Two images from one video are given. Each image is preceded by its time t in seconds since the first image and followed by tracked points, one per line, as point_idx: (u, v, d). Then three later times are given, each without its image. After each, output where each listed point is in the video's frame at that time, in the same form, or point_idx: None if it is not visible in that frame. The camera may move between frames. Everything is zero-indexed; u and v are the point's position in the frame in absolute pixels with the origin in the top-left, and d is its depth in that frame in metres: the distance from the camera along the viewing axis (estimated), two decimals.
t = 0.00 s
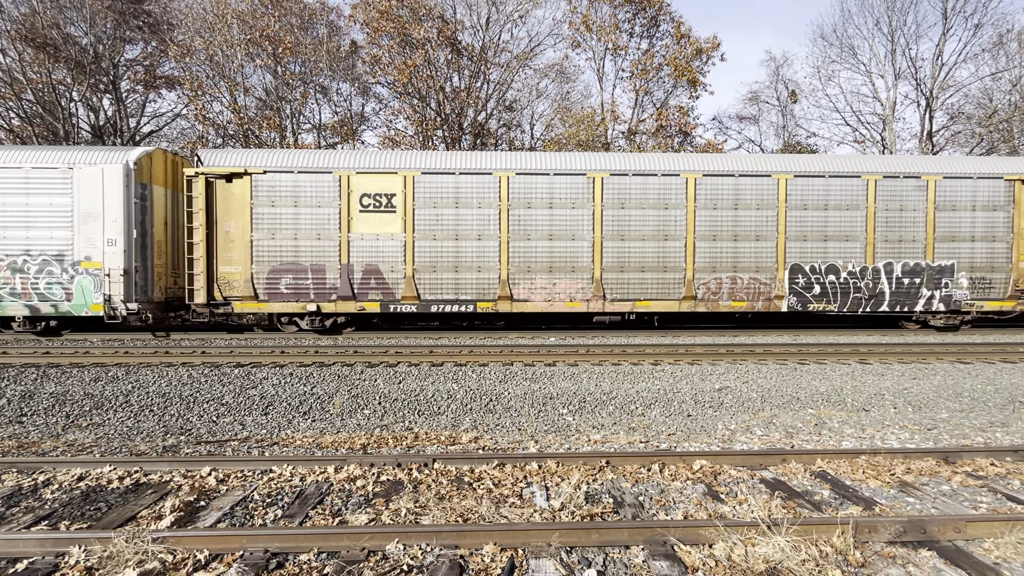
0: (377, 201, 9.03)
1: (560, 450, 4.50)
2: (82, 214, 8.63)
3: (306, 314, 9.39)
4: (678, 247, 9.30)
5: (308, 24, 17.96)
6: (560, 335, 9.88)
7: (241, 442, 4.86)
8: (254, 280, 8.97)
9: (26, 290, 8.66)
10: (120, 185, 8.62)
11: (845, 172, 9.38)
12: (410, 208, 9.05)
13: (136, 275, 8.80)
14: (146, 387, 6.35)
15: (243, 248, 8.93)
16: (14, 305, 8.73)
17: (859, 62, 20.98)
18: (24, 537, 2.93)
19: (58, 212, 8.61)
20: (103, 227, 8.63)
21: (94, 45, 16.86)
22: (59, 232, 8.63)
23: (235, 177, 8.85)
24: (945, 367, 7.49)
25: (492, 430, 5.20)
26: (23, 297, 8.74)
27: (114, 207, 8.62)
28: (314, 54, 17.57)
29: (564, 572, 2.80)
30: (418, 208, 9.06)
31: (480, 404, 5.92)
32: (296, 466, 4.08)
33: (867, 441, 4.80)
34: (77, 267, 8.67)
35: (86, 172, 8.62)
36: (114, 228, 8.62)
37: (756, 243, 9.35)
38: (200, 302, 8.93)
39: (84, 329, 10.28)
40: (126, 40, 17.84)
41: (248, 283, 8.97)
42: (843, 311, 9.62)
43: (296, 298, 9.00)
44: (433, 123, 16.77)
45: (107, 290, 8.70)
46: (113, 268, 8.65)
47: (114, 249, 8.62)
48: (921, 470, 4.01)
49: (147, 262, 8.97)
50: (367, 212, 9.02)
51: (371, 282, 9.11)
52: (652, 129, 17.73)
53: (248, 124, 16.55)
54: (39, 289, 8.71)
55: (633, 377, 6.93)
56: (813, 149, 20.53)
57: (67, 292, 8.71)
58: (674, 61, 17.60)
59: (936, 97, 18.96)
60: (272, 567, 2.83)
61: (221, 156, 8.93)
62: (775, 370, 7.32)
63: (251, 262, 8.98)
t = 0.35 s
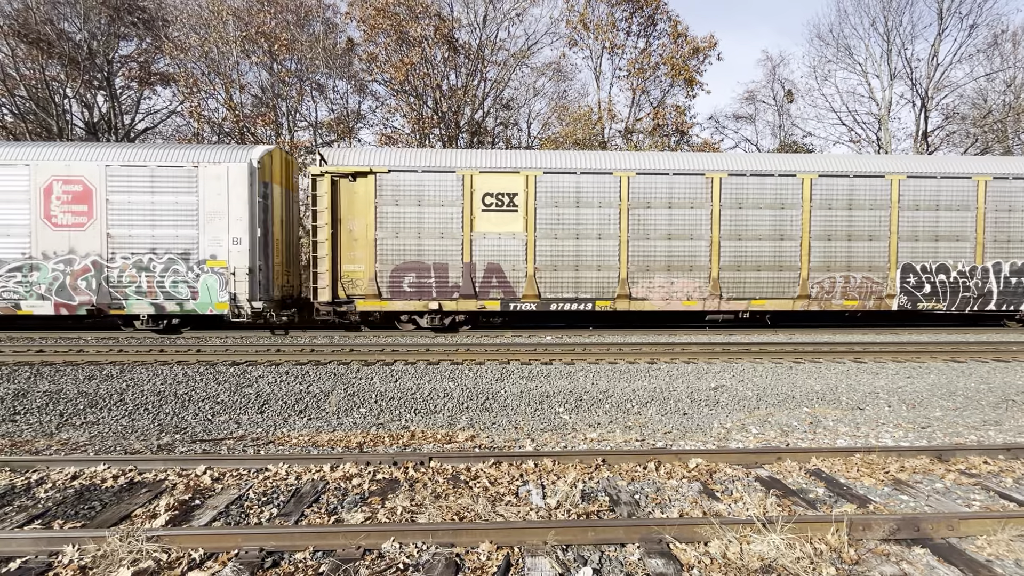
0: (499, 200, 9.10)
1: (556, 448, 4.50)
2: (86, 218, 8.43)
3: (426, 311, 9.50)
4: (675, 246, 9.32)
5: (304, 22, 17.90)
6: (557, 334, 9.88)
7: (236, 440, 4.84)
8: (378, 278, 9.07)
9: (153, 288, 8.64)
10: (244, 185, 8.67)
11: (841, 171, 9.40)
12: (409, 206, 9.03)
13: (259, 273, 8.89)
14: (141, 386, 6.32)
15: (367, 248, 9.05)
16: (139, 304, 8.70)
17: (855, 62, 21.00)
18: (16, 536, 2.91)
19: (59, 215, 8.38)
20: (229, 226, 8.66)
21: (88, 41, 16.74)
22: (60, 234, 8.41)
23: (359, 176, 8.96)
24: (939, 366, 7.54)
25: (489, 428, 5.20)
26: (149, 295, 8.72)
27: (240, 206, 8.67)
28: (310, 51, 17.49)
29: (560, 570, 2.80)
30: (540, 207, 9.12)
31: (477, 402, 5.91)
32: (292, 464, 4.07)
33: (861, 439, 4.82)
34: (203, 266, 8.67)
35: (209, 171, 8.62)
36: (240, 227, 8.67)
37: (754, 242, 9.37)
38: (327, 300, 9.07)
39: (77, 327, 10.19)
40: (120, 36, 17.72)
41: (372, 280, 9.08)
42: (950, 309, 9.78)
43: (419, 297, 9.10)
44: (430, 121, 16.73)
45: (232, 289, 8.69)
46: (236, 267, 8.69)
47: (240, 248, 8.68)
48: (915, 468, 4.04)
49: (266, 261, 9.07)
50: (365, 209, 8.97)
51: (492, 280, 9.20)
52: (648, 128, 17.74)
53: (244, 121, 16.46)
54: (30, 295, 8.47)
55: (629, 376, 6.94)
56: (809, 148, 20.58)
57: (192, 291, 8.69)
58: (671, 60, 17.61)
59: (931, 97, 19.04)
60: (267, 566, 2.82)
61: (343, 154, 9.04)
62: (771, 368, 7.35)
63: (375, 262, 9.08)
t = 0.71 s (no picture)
0: (621, 201, 9.31)
1: (554, 448, 4.50)
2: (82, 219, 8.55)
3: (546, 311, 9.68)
4: (672, 245, 9.36)
5: (301, 20, 17.86)
6: (555, 333, 9.88)
7: (233, 440, 4.83)
8: (501, 277, 9.28)
9: (279, 287, 8.89)
10: (370, 185, 8.93)
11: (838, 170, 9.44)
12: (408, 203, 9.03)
13: (382, 273, 9.16)
14: (137, 384, 6.30)
15: (491, 248, 9.25)
16: (266, 302, 8.96)
17: (852, 62, 21.04)
18: (12, 536, 2.90)
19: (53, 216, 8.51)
20: (355, 225, 8.92)
21: (84, 38, 16.66)
22: (146, 234, 8.62)
23: (484, 177, 9.19)
24: (935, 366, 7.55)
25: (486, 427, 5.20)
26: (275, 293, 8.98)
27: (366, 206, 8.93)
28: (307, 49, 17.44)
29: (558, 569, 2.81)
30: (660, 208, 9.29)
31: (474, 402, 5.90)
32: (289, 464, 4.06)
33: (857, 438, 4.84)
34: (330, 265, 8.92)
35: (338, 171, 8.88)
36: (366, 226, 8.93)
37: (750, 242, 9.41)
38: (451, 300, 9.29)
39: (72, 327, 10.10)
40: (116, 34, 17.63)
41: (495, 280, 9.29)
42: None
43: (542, 296, 9.30)
44: (428, 120, 16.68)
45: (359, 288, 8.97)
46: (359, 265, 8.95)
47: (366, 247, 8.94)
48: (911, 467, 4.05)
49: (388, 261, 9.35)
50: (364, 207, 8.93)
51: (614, 280, 9.41)
52: (646, 127, 17.75)
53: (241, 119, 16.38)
54: (106, 294, 8.68)
55: (627, 375, 6.94)
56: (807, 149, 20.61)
57: (320, 290, 8.96)
58: (669, 59, 17.62)
59: (928, 97, 19.09)
60: (264, 565, 2.81)
61: (468, 155, 9.29)
62: (768, 368, 7.36)
63: (498, 262, 9.28)
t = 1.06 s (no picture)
0: (740, 202, 9.44)
1: (553, 447, 4.50)
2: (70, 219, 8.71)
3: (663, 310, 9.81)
4: (676, 245, 9.39)
5: (300, 19, 17.85)
6: (554, 333, 9.89)
7: (232, 439, 4.82)
8: (623, 277, 9.41)
9: (406, 286, 9.19)
10: (494, 186, 9.27)
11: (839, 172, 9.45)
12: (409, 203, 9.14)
13: (506, 273, 9.42)
14: (135, 384, 6.28)
15: (612, 248, 9.39)
16: (392, 301, 9.25)
17: (851, 62, 21.05)
18: (10, 535, 2.89)
19: (141, 214, 8.80)
20: (481, 225, 9.23)
21: (82, 37, 16.62)
22: (275, 234, 8.98)
23: (607, 179, 9.34)
24: (932, 366, 7.57)
25: (485, 427, 5.20)
26: (401, 293, 9.29)
27: (491, 206, 9.23)
28: (306, 48, 17.43)
29: (557, 569, 2.81)
30: (779, 209, 9.42)
31: (473, 401, 5.90)
32: (288, 463, 4.06)
33: (856, 438, 4.85)
34: (454, 265, 9.22)
35: (464, 172, 9.21)
36: (490, 226, 9.25)
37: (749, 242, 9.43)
38: (572, 299, 9.52)
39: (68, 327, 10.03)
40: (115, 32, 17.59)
41: (617, 280, 9.42)
42: None
43: (662, 296, 9.43)
44: (427, 119, 16.66)
45: (484, 287, 9.27)
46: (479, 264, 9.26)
47: (491, 247, 9.26)
48: (909, 467, 4.06)
49: (510, 261, 9.59)
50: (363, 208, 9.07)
51: (732, 280, 9.52)
52: (645, 127, 17.76)
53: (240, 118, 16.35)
54: (235, 294, 9.00)
55: (626, 375, 6.94)
56: (805, 149, 20.63)
57: (445, 290, 9.25)
58: (668, 59, 17.62)
59: (926, 98, 19.12)
60: (264, 565, 2.81)
61: (589, 157, 9.51)
62: (766, 368, 7.36)
63: (620, 261, 9.42)
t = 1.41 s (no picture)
0: (862, 204, 9.51)
1: (553, 448, 4.50)
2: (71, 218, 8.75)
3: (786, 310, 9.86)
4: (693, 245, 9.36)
5: (301, 19, 17.86)
6: (555, 333, 9.90)
7: (232, 439, 4.82)
8: (748, 278, 9.48)
9: (537, 287, 9.32)
10: (625, 187, 9.37)
11: (838, 171, 9.49)
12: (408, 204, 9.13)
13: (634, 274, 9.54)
14: (136, 384, 6.28)
15: (737, 249, 9.47)
16: (523, 302, 9.37)
17: (851, 62, 21.06)
18: (10, 536, 2.89)
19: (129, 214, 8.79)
20: (610, 227, 9.34)
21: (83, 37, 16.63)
22: (310, 234, 9.04)
23: (733, 181, 9.45)
24: (933, 366, 7.56)
25: (486, 427, 5.20)
26: (532, 293, 9.39)
27: (620, 209, 9.35)
28: (307, 48, 17.43)
29: (557, 569, 2.81)
30: (900, 211, 9.51)
31: (473, 402, 5.90)
32: (289, 463, 4.06)
33: (857, 439, 4.85)
34: (585, 266, 9.33)
35: (594, 174, 9.30)
36: (620, 228, 9.37)
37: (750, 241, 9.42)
38: (698, 299, 9.61)
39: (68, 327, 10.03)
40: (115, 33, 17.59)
41: (743, 281, 9.49)
42: None
43: (787, 296, 9.49)
44: (427, 120, 16.66)
45: (614, 288, 9.38)
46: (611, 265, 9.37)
47: (620, 248, 9.37)
48: (910, 468, 4.06)
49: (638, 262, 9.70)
50: (361, 208, 9.08)
51: (854, 281, 9.59)
52: (646, 127, 17.76)
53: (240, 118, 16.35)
54: (371, 294, 9.18)
55: (626, 375, 6.94)
56: (806, 149, 20.64)
57: (575, 290, 9.35)
58: (668, 59, 17.61)
59: (927, 98, 19.12)
60: (263, 565, 2.81)
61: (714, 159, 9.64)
62: (766, 368, 7.35)
63: (746, 262, 9.48)
